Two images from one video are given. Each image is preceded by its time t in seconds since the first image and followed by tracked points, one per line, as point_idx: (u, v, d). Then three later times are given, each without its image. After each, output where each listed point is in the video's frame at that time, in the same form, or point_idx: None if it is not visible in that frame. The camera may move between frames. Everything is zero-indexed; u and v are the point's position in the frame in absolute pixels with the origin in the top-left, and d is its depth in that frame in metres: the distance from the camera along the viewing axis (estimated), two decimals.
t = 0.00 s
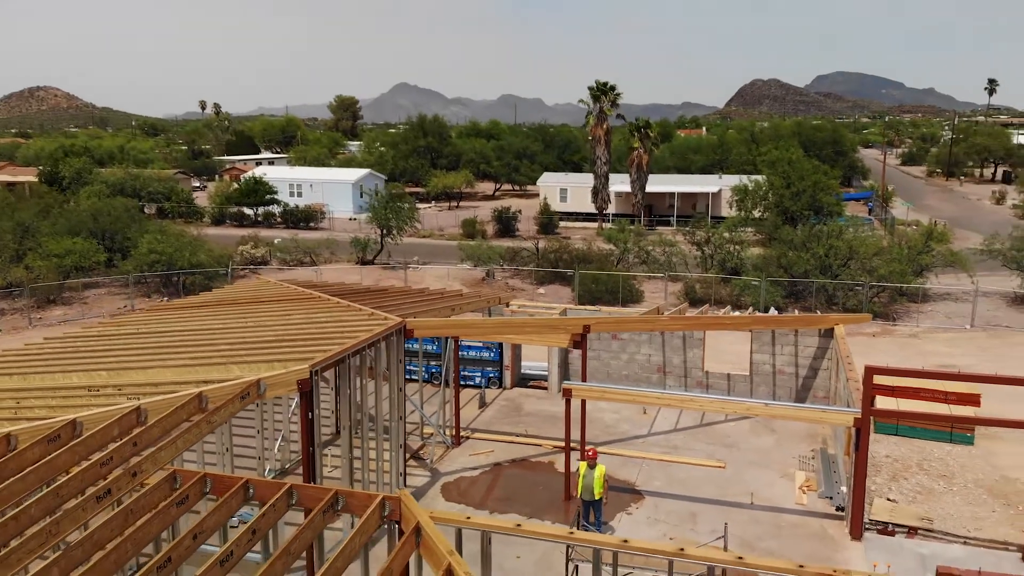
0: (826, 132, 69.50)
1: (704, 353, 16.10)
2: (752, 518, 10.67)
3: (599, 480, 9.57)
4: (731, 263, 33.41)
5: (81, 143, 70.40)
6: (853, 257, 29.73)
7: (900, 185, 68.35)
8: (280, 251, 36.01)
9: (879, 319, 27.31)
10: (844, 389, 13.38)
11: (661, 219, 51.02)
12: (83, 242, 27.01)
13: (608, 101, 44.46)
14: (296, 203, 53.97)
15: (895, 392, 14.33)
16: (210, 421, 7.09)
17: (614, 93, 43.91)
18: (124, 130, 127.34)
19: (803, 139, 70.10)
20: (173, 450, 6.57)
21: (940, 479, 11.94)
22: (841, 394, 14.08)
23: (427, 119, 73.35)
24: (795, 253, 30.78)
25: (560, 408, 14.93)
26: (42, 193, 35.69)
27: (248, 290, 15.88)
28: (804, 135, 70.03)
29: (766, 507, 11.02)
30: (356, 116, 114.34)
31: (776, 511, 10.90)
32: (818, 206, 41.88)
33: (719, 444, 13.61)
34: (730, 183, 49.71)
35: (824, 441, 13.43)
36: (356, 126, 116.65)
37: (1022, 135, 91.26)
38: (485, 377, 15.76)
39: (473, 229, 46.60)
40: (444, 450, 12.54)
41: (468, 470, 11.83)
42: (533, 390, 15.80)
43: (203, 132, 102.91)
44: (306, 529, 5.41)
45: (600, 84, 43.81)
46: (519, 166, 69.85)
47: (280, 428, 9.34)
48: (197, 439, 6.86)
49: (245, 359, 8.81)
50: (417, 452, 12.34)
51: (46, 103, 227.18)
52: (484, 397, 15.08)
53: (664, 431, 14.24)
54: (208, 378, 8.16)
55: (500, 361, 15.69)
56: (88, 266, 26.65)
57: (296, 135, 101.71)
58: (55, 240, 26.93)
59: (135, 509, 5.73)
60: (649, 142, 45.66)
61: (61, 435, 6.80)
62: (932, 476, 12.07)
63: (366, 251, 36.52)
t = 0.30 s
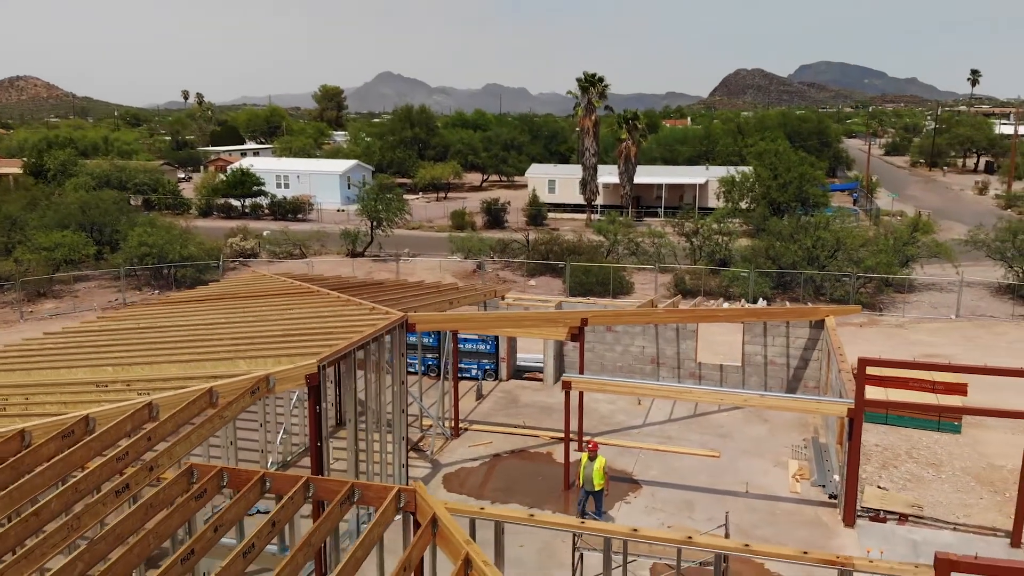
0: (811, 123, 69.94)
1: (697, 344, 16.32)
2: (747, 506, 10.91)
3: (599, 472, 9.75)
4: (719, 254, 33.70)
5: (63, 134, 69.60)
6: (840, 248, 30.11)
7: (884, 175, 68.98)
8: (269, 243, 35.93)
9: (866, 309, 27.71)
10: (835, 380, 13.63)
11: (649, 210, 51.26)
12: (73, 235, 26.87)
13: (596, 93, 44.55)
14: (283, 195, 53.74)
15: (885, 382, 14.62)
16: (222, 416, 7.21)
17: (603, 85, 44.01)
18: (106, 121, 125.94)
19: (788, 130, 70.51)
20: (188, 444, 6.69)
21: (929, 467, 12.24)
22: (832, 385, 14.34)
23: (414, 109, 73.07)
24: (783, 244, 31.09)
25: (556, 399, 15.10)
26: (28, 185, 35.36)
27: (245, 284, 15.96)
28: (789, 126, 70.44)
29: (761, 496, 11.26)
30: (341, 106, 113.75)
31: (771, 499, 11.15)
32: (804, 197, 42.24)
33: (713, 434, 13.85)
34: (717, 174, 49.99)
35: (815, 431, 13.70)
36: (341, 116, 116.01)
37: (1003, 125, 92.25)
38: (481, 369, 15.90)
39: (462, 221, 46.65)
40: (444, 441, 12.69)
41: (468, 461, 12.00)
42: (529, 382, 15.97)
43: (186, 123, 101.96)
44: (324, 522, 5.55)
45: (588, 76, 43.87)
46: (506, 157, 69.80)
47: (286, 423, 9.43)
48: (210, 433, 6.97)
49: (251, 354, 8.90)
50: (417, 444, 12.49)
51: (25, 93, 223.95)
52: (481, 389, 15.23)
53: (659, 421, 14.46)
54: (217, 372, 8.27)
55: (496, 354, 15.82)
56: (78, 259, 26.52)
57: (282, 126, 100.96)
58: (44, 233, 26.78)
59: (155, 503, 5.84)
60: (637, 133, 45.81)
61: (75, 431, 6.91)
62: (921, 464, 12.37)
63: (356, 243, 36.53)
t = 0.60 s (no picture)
0: (796, 113, 70.34)
1: (689, 335, 16.56)
2: (742, 493, 11.17)
3: (594, 463, 9.92)
4: (708, 245, 33.98)
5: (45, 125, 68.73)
6: (827, 240, 30.48)
7: (868, 165, 69.55)
8: (259, 235, 35.81)
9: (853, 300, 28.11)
10: (827, 370, 13.90)
11: (637, 201, 51.47)
12: (62, 228, 26.71)
13: (585, 84, 44.64)
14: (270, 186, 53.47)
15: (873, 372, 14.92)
16: (233, 410, 7.34)
17: (591, 76, 44.09)
18: (87, 111, 124.32)
19: (774, 120, 70.87)
20: (202, 437, 6.83)
21: (918, 455, 12.55)
22: (822, 375, 14.62)
23: (401, 100, 72.78)
24: (770, 235, 31.40)
25: (552, 390, 15.30)
26: (13, 177, 35.00)
27: (241, 277, 16.00)
28: (774, 116, 70.80)
29: (755, 484, 11.53)
30: (326, 95, 113.05)
31: (765, 486, 11.41)
32: (791, 188, 42.59)
33: (707, 424, 14.11)
34: (704, 166, 50.28)
35: (806, 420, 13.98)
36: (326, 106, 115.25)
37: (984, 115, 93.24)
38: (477, 361, 16.05)
39: (452, 213, 46.66)
40: (443, 433, 12.86)
41: (468, 452, 12.18)
42: (524, 373, 16.14)
43: (169, 113, 100.88)
44: (341, 513, 5.71)
45: (576, 67, 43.94)
46: (493, 147, 69.66)
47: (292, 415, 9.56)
48: (223, 426, 7.11)
49: (257, 348, 9.02)
50: (416, 435, 12.65)
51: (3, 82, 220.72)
52: (478, 381, 15.39)
53: (653, 411, 14.69)
54: (224, 366, 8.40)
55: (491, 346, 15.99)
56: (68, 252, 26.37)
57: (266, 116, 100.15)
58: (32, 227, 26.60)
59: (173, 495, 5.98)
60: (625, 125, 45.96)
61: (89, 425, 7.03)
62: (909, 452, 12.68)
63: (346, 235, 36.52)
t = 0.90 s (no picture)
0: (780, 104, 70.75)
1: (681, 327, 16.77)
2: (734, 481, 11.41)
3: (583, 452, 10.10)
4: (696, 236, 34.27)
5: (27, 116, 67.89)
6: (813, 231, 30.82)
7: (852, 156, 70.13)
8: (247, 227, 35.73)
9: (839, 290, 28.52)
10: (816, 360, 14.15)
11: (624, 192, 51.69)
12: (50, 221, 26.57)
13: (572, 75, 44.72)
14: (256, 177, 53.21)
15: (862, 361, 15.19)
16: (242, 403, 7.47)
17: (579, 67, 44.18)
18: (67, 101, 122.79)
19: (759, 111, 71.26)
20: (213, 430, 6.97)
21: (905, 443, 12.86)
22: (812, 365, 14.89)
23: (387, 91, 72.46)
24: (758, 226, 31.70)
25: (547, 381, 15.48)
26: None
27: (235, 269, 16.02)
28: (759, 107, 71.19)
29: (748, 471, 11.79)
30: (310, 85, 112.34)
31: (758, 474, 11.66)
32: (777, 179, 42.95)
33: (699, 413, 14.34)
34: (691, 157, 50.54)
35: (796, 409, 14.26)
36: (310, 96, 114.51)
37: (966, 104, 94.18)
38: (472, 352, 16.19)
39: (440, 204, 46.68)
40: (441, 424, 13.01)
41: (466, 443, 12.35)
42: (518, 364, 16.32)
43: (152, 103, 99.88)
44: (354, 504, 5.87)
45: (564, 58, 43.98)
46: (480, 138, 69.56)
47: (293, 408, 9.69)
48: (232, 419, 7.24)
49: (261, 342, 9.13)
50: (414, 426, 12.81)
51: None
52: (473, 372, 15.55)
53: (647, 401, 14.91)
54: (230, 360, 8.50)
55: (486, 338, 16.14)
56: (56, 245, 26.23)
57: (251, 106, 99.27)
58: (20, 220, 26.42)
59: (189, 487, 6.12)
60: (613, 116, 46.11)
61: (100, 420, 7.13)
62: (897, 440, 12.99)
63: (335, 227, 36.52)
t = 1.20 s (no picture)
0: (765, 94, 71.08)
1: (673, 317, 17.01)
2: (728, 467, 11.67)
3: (572, 440, 10.29)
4: (684, 227, 34.53)
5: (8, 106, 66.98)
6: (799, 221, 31.16)
7: (837, 145, 70.65)
8: (236, 219, 35.59)
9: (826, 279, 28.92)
10: (806, 349, 14.42)
11: (611, 182, 51.87)
12: (38, 214, 26.39)
13: (560, 66, 44.74)
14: (242, 168, 52.89)
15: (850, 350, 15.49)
16: (251, 395, 7.62)
17: (566, 58, 44.23)
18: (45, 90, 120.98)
19: (744, 101, 71.56)
20: (224, 421, 7.12)
21: (892, 430, 13.19)
22: (802, 354, 15.16)
23: (373, 80, 72.07)
24: (745, 217, 31.98)
25: (541, 371, 15.68)
26: None
27: (229, 262, 16.06)
28: (745, 97, 71.49)
29: (741, 458, 12.05)
30: (293, 74, 111.45)
31: (751, 460, 11.94)
32: (762, 169, 43.25)
33: (692, 402, 14.59)
34: (678, 147, 50.77)
35: (787, 397, 14.55)
36: (294, 86, 113.60)
37: (948, 94, 94.97)
38: (467, 343, 16.37)
39: (428, 195, 46.68)
40: (438, 414, 13.18)
41: (464, 432, 12.53)
42: (513, 355, 16.51)
43: (134, 93, 98.68)
44: (367, 492, 6.04)
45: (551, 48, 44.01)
46: (467, 128, 69.37)
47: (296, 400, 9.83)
48: (242, 411, 7.38)
49: (265, 334, 9.26)
50: (412, 417, 12.97)
51: None
52: (468, 363, 15.72)
53: (640, 390, 15.15)
54: (236, 353, 8.61)
55: (481, 329, 16.30)
56: (45, 237, 26.08)
57: (235, 96, 98.32)
58: (7, 212, 26.21)
59: (205, 478, 6.27)
60: (600, 107, 46.22)
61: (111, 412, 7.25)
62: (884, 427, 13.31)
63: (324, 218, 36.50)
